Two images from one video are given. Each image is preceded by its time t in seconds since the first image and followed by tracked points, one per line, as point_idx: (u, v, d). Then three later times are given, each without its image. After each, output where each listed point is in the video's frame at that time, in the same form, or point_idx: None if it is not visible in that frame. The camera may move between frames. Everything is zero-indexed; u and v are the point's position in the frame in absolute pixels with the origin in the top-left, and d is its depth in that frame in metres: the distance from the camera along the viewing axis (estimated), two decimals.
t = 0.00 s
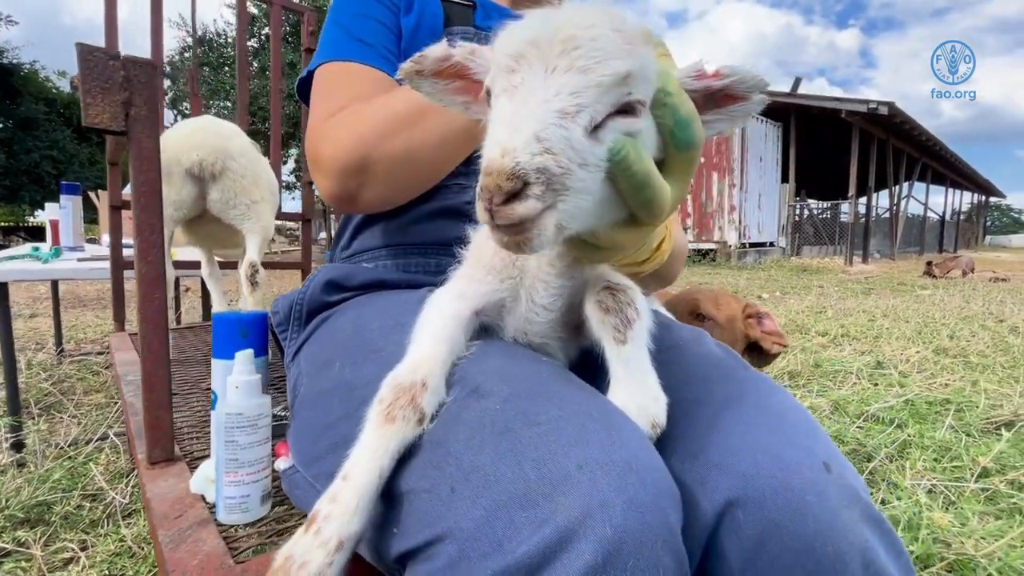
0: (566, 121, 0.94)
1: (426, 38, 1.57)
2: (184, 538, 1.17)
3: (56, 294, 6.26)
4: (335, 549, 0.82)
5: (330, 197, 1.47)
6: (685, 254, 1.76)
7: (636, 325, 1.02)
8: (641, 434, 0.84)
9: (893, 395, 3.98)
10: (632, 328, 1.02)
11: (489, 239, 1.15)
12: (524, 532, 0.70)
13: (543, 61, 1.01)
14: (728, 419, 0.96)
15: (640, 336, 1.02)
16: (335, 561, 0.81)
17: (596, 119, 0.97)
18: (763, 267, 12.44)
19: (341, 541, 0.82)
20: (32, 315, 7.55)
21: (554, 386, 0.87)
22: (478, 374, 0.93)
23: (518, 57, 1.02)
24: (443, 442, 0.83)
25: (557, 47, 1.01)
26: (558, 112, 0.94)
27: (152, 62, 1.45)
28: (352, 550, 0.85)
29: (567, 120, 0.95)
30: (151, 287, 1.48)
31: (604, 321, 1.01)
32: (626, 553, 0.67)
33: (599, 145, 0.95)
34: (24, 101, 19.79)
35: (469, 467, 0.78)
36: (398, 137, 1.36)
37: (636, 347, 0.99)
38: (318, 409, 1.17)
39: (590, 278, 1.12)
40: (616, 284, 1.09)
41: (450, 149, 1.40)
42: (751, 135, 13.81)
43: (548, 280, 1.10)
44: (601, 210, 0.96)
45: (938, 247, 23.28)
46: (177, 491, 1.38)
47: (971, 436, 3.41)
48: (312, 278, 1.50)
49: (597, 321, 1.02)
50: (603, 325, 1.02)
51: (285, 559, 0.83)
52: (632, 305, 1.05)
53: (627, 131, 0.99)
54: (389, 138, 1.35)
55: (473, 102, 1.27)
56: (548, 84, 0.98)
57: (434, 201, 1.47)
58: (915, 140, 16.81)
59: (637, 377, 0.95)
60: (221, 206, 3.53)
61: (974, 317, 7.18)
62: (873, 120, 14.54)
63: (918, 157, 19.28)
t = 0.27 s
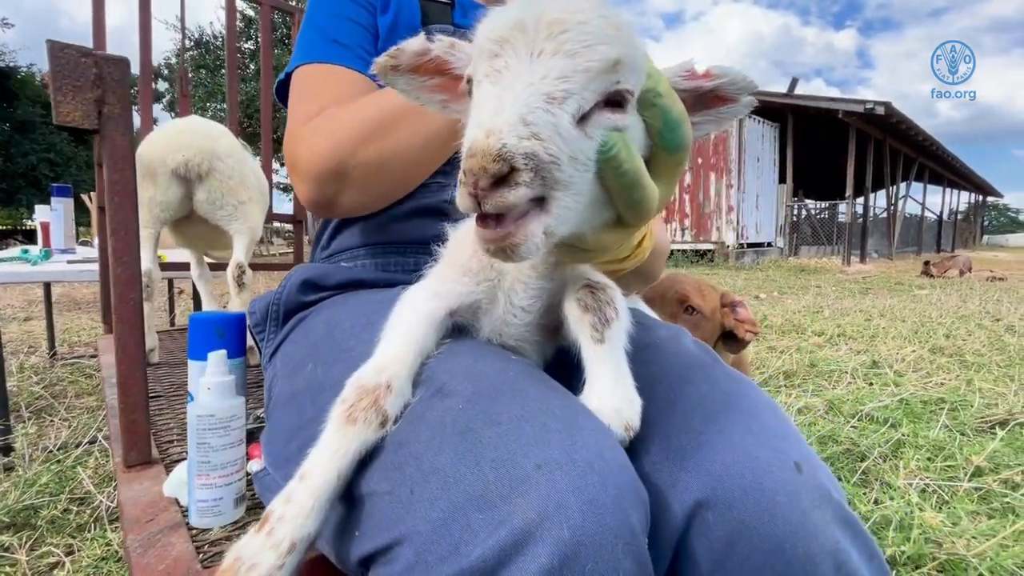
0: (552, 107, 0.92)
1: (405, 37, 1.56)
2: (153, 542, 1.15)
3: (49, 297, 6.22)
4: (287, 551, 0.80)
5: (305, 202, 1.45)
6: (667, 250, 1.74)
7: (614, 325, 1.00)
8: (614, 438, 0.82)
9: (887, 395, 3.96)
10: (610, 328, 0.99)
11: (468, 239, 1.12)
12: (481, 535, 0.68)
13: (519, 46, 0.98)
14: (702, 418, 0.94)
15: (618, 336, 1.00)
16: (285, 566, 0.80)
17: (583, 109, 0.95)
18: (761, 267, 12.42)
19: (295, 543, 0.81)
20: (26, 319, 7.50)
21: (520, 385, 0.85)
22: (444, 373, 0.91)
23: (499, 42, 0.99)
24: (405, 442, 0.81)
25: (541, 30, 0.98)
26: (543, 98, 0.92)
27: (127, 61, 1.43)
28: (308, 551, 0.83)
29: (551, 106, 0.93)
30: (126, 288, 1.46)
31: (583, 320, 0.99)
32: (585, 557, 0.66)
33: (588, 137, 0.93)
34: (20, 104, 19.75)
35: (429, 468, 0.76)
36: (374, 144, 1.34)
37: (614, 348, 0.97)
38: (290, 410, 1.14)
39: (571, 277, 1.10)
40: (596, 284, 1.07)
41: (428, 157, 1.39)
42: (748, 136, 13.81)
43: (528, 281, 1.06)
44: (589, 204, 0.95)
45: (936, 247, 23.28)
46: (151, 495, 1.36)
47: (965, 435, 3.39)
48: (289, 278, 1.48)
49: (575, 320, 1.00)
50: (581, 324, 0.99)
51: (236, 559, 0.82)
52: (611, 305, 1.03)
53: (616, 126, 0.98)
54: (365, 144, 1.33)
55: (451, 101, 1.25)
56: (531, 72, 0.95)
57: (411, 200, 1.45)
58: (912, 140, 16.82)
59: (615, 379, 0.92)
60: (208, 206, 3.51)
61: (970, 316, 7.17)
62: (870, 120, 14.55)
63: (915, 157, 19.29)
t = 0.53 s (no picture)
0: (636, 116, 0.93)
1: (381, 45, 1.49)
2: (143, 549, 1.12)
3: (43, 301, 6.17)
4: (274, 554, 0.78)
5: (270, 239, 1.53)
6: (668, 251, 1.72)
7: (621, 327, 0.98)
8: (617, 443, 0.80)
9: (886, 395, 3.95)
10: (616, 329, 0.98)
11: (475, 240, 1.11)
12: (478, 541, 0.66)
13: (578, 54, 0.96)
14: (705, 419, 0.92)
15: (625, 339, 0.98)
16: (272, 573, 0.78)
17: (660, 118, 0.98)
18: (758, 268, 12.41)
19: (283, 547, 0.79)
20: (21, 322, 7.45)
21: (518, 387, 0.83)
22: (442, 375, 0.89)
23: (569, 43, 0.97)
24: (400, 446, 0.79)
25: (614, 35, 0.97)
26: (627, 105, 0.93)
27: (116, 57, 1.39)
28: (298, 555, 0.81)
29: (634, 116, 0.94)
30: (115, 290, 1.43)
31: (589, 321, 0.98)
32: (586, 565, 0.64)
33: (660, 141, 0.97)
34: (16, 107, 19.70)
35: (424, 472, 0.74)
36: (308, 206, 1.37)
37: (619, 350, 0.95)
38: (283, 412, 1.12)
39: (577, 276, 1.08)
40: (603, 284, 1.05)
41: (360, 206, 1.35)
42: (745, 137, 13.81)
43: (536, 286, 1.06)
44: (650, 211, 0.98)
45: (932, 247, 23.32)
46: (142, 500, 1.33)
47: (963, 435, 3.37)
48: (283, 278, 1.46)
49: (581, 321, 0.99)
50: (588, 325, 0.98)
51: (222, 563, 0.79)
52: (620, 306, 1.01)
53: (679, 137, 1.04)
54: (303, 202, 1.37)
55: (470, 100, 1.27)
56: (608, 77, 0.94)
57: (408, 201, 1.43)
58: (908, 141, 16.85)
59: (620, 382, 0.91)
60: (202, 206, 3.48)
61: (967, 316, 7.16)
62: (866, 121, 14.56)
63: (911, 158, 19.31)
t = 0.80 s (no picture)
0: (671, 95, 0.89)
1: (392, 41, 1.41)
2: (150, 558, 1.09)
3: (38, 304, 6.11)
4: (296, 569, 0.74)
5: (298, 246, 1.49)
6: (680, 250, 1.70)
7: (644, 327, 0.95)
8: (647, 447, 0.78)
9: (888, 396, 3.93)
10: (640, 330, 0.95)
11: (482, 237, 1.06)
12: (514, 552, 0.63)
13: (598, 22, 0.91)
14: (735, 421, 0.89)
15: (647, 338, 0.95)
16: None
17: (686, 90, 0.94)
18: (755, 269, 12.40)
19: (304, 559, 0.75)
20: (15, 325, 7.38)
21: (545, 390, 0.80)
22: (463, 376, 0.86)
23: (584, 13, 0.92)
24: (425, 452, 0.76)
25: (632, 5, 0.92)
26: (663, 85, 0.88)
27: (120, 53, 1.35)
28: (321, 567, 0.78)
29: (660, 78, 0.89)
30: (119, 291, 1.39)
31: (610, 324, 0.94)
32: None
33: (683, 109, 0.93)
34: (9, 109, 19.58)
35: (453, 479, 0.71)
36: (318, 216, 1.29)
37: (645, 352, 0.92)
38: (294, 417, 1.09)
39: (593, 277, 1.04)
40: (622, 284, 1.01)
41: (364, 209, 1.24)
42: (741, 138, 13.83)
43: (550, 281, 1.02)
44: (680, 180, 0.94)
45: (926, 248, 23.40)
46: (147, 507, 1.30)
47: (968, 435, 3.36)
48: (289, 281, 1.43)
49: (602, 325, 0.95)
50: (609, 327, 0.95)
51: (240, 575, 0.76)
52: (641, 307, 0.97)
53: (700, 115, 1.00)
54: (300, 219, 1.30)
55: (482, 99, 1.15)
56: (630, 43, 0.90)
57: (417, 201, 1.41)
58: (903, 143, 16.90)
59: (647, 386, 0.88)
60: (202, 207, 3.45)
61: (964, 317, 7.17)
62: (861, 122, 14.60)
63: (906, 160, 19.38)
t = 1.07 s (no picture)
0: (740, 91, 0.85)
1: (407, 42, 1.36)
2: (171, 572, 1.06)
3: (33, 307, 6.04)
4: None
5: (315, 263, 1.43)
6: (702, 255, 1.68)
7: (688, 335, 0.93)
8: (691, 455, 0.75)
9: (891, 398, 3.92)
10: (683, 338, 0.92)
11: (518, 242, 1.03)
12: (571, 570, 0.60)
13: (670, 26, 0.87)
14: (783, 430, 0.87)
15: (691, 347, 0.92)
16: None
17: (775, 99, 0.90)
18: (751, 271, 12.42)
19: None
20: (9, 329, 7.30)
21: (590, 397, 0.77)
22: (503, 384, 0.83)
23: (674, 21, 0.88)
24: (468, 463, 0.73)
25: None
26: (718, 82, 0.85)
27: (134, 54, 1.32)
28: None
29: (758, 90, 0.86)
30: (132, 296, 1.36)
31: (653, 331, 0.92)
32: None
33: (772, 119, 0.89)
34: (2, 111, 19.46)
35: (501, 492, 0.68)
36: (348, 232, 1.24)
37: (689, 360, 0.90)
38: (319, 425, 1.06)
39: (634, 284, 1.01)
40: (665, 291, 0.98)
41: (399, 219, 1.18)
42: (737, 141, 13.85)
43: (589, 290, 1.00)
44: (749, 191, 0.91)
45: (920, 250, 23.50)
46: (163, 518, 1.27)
47: (974, 438, 3.35)
48: (307, 286, 1.40)
49: (643, 332, 0.93)
50: (651, 335, 0.92)
51: None
52: (684, 314, 0.95)
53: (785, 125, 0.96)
54: (328, 233, 1.24)
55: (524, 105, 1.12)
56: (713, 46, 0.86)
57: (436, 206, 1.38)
58: (896, 145, 16.97)
59: (693, 395, 0.85)
60: (207, 210, 3.42)
61: (961, 318, 7.19)
62: (855, 125, 14.66)
63: (899, 162, 19.47)
